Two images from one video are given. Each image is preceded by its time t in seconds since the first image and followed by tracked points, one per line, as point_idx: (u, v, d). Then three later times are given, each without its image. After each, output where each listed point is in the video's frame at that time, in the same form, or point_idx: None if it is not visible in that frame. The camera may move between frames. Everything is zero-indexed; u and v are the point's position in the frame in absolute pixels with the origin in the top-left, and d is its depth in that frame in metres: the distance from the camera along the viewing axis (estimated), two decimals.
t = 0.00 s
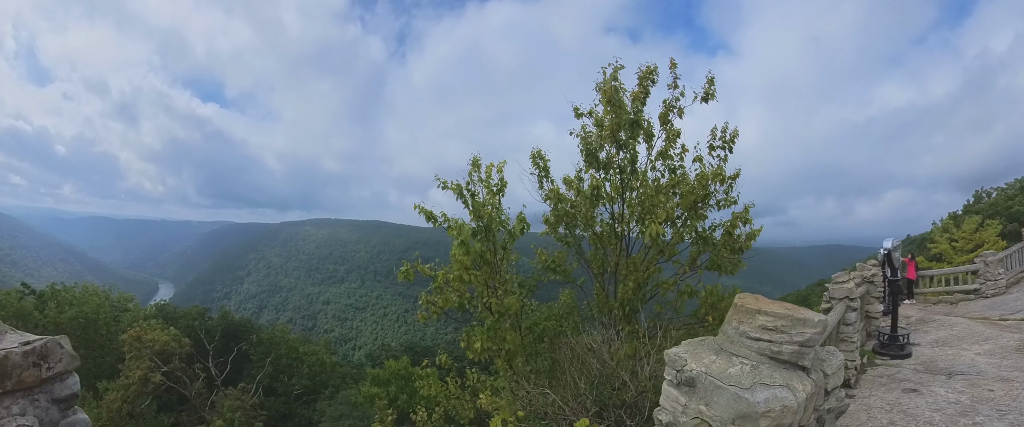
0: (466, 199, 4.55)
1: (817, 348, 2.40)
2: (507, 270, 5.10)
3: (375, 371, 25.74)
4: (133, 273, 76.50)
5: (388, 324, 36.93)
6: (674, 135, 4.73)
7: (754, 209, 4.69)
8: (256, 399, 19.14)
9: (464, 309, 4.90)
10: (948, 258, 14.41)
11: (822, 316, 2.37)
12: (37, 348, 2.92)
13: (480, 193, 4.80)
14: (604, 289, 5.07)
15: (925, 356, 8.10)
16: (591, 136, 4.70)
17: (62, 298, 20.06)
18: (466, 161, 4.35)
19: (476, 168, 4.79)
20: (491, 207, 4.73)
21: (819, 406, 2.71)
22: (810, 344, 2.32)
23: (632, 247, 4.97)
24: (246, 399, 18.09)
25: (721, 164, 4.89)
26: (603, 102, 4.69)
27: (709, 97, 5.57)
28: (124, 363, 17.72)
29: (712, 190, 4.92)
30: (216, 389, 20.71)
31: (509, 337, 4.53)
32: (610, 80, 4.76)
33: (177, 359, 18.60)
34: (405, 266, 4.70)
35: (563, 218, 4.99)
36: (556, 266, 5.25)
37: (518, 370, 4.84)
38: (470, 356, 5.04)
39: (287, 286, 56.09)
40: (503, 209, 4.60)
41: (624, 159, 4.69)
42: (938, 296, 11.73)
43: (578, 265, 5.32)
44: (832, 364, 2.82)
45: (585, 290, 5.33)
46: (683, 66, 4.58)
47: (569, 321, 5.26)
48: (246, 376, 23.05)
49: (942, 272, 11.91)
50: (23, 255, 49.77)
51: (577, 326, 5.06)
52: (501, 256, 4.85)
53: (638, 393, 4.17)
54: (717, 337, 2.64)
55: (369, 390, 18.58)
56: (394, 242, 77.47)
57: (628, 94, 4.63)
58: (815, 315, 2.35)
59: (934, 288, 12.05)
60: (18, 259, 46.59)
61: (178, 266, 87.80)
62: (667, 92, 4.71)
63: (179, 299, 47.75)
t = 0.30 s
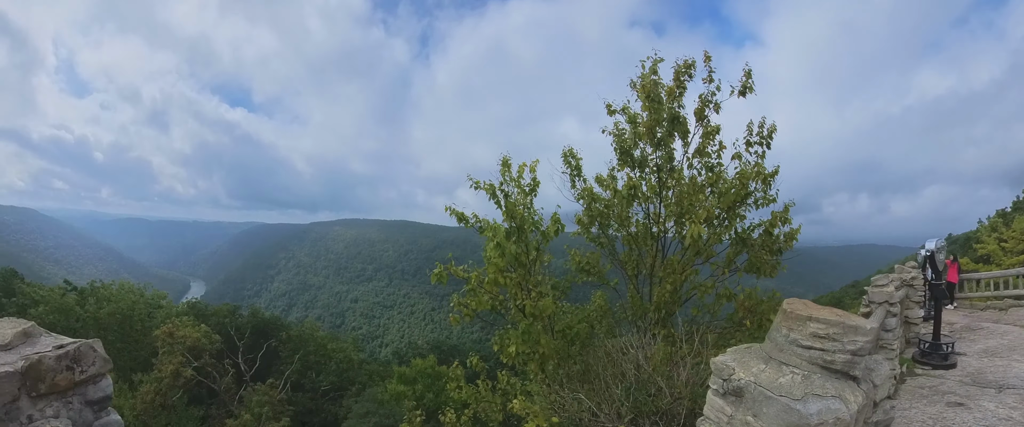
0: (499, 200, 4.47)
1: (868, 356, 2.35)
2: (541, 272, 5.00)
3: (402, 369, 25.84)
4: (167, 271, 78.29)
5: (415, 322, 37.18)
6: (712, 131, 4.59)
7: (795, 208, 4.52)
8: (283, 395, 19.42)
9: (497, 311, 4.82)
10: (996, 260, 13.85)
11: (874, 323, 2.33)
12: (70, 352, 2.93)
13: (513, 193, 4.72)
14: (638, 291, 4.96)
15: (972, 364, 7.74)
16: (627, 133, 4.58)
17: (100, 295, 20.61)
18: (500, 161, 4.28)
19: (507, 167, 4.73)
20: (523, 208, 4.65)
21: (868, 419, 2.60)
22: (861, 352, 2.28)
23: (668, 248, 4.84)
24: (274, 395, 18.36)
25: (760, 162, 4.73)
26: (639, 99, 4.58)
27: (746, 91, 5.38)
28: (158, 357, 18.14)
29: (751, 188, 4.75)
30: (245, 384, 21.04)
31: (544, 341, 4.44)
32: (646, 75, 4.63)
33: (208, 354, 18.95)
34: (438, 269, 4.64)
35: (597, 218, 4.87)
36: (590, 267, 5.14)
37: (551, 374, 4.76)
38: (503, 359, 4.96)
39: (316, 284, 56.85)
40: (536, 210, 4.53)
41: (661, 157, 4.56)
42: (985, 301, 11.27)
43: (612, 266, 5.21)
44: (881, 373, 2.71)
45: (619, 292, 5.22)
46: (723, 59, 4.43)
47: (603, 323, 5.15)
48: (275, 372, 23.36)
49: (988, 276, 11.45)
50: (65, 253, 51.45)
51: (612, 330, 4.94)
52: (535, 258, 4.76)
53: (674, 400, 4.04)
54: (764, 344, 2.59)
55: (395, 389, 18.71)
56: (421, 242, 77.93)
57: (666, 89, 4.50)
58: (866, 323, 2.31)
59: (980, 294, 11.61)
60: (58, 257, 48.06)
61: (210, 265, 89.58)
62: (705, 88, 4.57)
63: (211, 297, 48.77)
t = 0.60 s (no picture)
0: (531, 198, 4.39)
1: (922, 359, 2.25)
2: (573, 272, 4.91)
3: (427, 367, 25.99)
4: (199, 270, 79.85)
5: (441, 321, 37.23)
6: (750, 125, 4.44)
7: (834, 205, 4.37)
8: (310, 390, 19.57)
9: (528, 312, 4.75)
10: None
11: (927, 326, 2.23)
12: (97, 349, 2.93)
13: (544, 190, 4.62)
14: (671, 292, 4.84)
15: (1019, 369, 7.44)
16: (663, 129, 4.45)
17: (134, 292, 21.06)
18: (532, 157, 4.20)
19: (538, 164, 4.64)
20: (554, 206, 4.57)
21: None
22: (914, 357, 2.19)
23: (704, 247, 4.73)
24: (301, 390, 18.60)
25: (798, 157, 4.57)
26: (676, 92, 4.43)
27: (782, 83, 5.20)
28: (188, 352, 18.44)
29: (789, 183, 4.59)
30: (272, 380, 21.34)
31: (576, 344, 4.34)
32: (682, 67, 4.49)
33: (236, 350, 19.25)
34: (468, 269, 4.58)
35: (630, 215, 4.77)
36: (622, 267, 5.04)
37: (582, 377, 4.67)
38: (533, 361, 4.89)
39: (343, 283, 57.38)
40: (567, 208, 4.44)
41: (697, 153, 4.43)
42: None
43: (645, 266, 5.10)
44: (935, 381, 2.57)
45: (652, 293, 5.11)
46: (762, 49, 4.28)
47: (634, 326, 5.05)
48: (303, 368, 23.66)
49: None
50: (100, 251, 52.87)
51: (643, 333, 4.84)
52: (566, 257, 4.66)
53: (709, 405, 3.92)
54: (812, 346, 2.57)
55: (421, 386, 18.67)
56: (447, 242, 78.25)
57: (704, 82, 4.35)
58: (919, 326, 2.21)
59: None
60: (95, 256, 49.35)
61: (240, 264, 91.09)
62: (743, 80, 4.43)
63: (241, 295, 49.64)
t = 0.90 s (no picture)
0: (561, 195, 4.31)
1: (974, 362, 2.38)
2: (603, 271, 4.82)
3: (452, 365, 26.06)
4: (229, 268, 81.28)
5: (466, 319, 37.30)
6: (786, 117, 4.31)
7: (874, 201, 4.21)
8: (334, 386, 19.72)
9: (557, 311, 4.67)
10: None
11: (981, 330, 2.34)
12: (126, 344, 2.93)
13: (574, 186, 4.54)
14: (703, 292, 4.75)
15: None
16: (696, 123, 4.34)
17: (165, 289, 21.47)
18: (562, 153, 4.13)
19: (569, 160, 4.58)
20: (584, 203, 4.50)
21: None
22: (968, 360, 2.31)
23: (737, 245, 4.61)
24: (326, 386, 18.78)
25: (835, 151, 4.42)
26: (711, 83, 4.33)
27: (817, 74, 5.05)
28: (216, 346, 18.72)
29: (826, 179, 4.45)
30: (298, 375, 21.59)
31: (606, 345, 4.26)
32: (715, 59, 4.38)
33: (264, 346, 19.53)
34: (496, 267, 4.52)
35: (661, 212, 4.67)
36: (654, 265, 4.93)
37: (610, 378, 4.60)
38: (562, 361, 4.82)
39: (370, 281, 57.86)
40: (597, 205, 4.37)
41: (732, 148, 4.32)
42: None
43: (676, 265, 5.00)
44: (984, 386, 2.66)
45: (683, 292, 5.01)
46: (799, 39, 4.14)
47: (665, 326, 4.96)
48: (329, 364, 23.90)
49: None
50: (134, 251, 54.27)
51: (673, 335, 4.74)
52: (596, 256, 4.58)
53: (742, 410, 3.82)
54: (852, 348, 2.71)
55: (445, 385, 18.67)
56: (472, 241, 78.44)
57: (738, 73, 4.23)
58: (973, 330, 2.34)
59: None
60: (128, 254, 50.50)
61: (268, 262, 92.45)
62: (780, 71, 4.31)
63: (269, 293, 50.45)
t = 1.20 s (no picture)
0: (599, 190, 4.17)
1: None
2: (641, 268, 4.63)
3: (477, 364, 25.93)
4: (256, 266, 82.36)
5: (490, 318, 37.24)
6: (831, 107, 4.09)
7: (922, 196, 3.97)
8: (359, 382, 19.75)
9: (596, 309, 4.51)
10: None
11: None
12: (148, 343, 2.85)
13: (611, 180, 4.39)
14: (742, 291, 4.56)
15: None
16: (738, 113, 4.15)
17: (193, 287, 21.75)
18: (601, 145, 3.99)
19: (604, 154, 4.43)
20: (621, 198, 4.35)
21: None
22: None
23: (778, 242, 4.39)
24: (351, 383, 18.81)
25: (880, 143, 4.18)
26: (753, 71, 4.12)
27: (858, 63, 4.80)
28: (242, 343, 18.91)
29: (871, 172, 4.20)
30: (324, 372, 21.67)
31: (648, 346, 4.09)
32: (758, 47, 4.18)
33: (290, 342, 19.65)
34: (535, 263, 4.40)
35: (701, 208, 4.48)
36: (693, 263, 4.72)
37: (648, 380, 4.44)
38: (600, 362, 4.66)
39: (395, 279, 58.12)
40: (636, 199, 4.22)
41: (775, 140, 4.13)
42: None
43: (714, 263, 4.79)
44: None
45: (721, 292, 4.81)
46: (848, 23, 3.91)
47: (702, 327, 4.79)
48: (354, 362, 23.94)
49: None
50: (165, 250, 55.28)
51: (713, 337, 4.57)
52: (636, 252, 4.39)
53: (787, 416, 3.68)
54: (915, 346, 2.74)
55: (470, 384, 18.56)
56: (496, 240, 78.29)
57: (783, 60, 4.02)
58: None
59: None
60: (158, 254, 51.43)
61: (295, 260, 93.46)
62: (822, 58, 4.09)
63: (296, 291, 50.96)
